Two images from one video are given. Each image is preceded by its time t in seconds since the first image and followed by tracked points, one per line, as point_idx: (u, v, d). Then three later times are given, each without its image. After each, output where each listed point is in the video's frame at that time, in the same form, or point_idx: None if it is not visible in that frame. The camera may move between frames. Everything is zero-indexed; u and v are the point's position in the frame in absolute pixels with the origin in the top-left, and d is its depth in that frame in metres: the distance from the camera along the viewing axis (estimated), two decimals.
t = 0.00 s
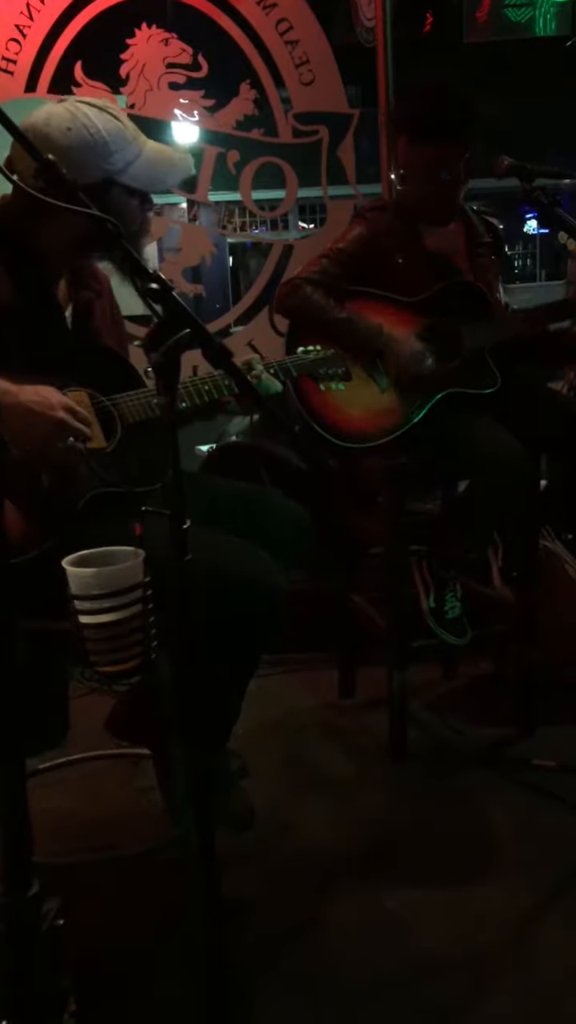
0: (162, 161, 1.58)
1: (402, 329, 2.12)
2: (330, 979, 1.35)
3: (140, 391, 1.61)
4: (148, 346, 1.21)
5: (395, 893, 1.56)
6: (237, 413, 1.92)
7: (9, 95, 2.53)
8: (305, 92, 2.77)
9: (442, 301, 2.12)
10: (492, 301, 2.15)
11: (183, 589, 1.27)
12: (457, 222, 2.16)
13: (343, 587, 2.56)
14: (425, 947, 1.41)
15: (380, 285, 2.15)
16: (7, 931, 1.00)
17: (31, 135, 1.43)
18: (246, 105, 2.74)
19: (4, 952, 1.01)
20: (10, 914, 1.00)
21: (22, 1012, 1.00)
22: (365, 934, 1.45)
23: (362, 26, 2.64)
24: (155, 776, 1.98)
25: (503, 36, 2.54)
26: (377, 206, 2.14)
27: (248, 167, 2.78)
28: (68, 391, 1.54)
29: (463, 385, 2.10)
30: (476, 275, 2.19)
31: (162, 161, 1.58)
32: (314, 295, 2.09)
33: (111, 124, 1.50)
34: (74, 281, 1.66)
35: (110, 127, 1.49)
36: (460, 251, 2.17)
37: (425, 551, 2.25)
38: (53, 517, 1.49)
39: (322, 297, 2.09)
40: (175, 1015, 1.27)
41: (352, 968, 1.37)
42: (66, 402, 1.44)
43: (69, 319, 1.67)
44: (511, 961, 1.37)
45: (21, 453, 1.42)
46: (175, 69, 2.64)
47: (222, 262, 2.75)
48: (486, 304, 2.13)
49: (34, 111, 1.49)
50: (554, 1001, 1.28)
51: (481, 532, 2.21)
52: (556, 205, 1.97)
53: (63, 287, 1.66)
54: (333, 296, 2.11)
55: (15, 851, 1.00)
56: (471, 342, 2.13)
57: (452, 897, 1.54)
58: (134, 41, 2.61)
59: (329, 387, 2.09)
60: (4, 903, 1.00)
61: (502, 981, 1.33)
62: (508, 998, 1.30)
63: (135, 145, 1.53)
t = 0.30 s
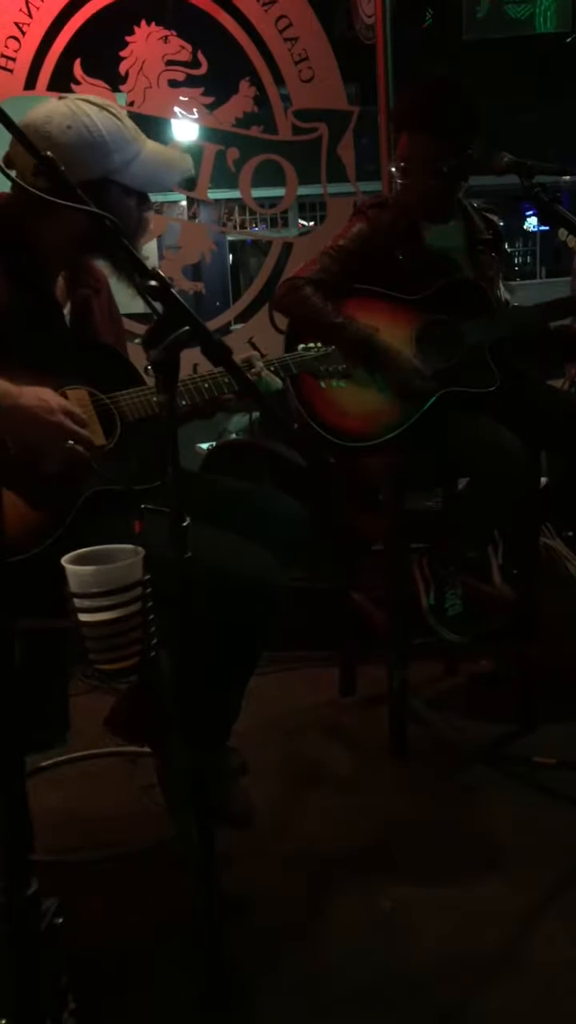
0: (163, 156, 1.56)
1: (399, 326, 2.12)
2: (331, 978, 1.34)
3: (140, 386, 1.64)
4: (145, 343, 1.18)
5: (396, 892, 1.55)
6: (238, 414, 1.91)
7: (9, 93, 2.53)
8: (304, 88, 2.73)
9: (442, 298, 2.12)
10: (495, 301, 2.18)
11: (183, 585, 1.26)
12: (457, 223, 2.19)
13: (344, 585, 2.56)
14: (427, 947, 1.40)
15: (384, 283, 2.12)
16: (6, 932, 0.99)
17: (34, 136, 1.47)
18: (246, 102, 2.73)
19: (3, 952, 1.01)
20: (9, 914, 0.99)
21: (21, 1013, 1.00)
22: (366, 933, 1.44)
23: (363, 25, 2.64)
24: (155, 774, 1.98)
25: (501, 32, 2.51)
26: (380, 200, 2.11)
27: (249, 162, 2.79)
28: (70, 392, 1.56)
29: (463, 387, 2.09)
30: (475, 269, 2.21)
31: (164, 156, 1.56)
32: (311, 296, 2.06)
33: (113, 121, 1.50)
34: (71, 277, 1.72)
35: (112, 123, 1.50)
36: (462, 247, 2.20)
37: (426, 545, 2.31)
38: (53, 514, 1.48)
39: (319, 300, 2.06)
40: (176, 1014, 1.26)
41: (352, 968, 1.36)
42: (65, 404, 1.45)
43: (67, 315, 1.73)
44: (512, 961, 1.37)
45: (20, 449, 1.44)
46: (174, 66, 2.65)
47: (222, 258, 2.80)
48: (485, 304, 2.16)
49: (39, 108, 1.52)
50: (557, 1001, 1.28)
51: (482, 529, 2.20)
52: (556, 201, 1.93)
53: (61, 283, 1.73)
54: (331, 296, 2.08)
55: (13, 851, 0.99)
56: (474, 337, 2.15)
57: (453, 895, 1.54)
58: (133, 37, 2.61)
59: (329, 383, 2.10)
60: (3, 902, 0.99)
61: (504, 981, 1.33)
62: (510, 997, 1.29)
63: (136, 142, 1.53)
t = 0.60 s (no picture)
0: (167, 163, 1.55)
1: (403, 323, 2.11)
2: (330, 979, 1.34)
3: (141, 385, 1.61)
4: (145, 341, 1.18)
5: (396, 891, 1.55)
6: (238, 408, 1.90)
7: (9, 91, 2.55)
8: (303, 87, 2.71)
9: (443, 293, 2.12)
10: (496, 298, 2.18)
11: (182, 584, 1.26)
12: (458, 219, 2.18)
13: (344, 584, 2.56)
14: (427, 947, 1.40)
15: (384, 283, 2.12)
16: (4, 932, 0.99)
17: (36, 138, 1.45)
18: (245, 100, 2.73)
19: (1, 952, 1.00)
20: (7, 913, 0.99)
21: (19, 1013, 1.00)
22: (365, 933, 1.44)
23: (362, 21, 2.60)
24: (155, 773, 1.98)
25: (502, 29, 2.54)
26: (379, 198, 2.12)
27: (248, 161, 2.78)
28: (69, 391, 1.55)
29: (463, 386, 2.09)
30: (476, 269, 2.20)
31: (168, 164, 1.55)
32: (312, 291, 2.08)
33: (116, 125, 1.49)
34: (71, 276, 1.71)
35: (115, 128, 1.49)
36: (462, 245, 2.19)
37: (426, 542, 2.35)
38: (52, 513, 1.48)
39: (321, 295, 2.08)
40: (175, 1013, 1.26)
41: (353, 968, 1.36)
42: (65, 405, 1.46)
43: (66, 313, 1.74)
44: (512, 961, 1.36)
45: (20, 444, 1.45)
46: (173, 63, 2.64)
47: (222, 257, 2.82)
48: (487, 301, 2.15)
49: (40, 109, 1.50)
50: (558, 1001, 1.27)
51: (482, 527, 2.20)
52: (556, 199, 1.92)
53: (61, 281, 1.73)
54: (332, 291, 2.10)
55: (11, 851, 0.99)
56: (473, 335, 2.12)
57: (454, 895, 1.53)
58: (132, 35, 2.61)
59: (331, 382, 2.08)
60: (1, 902, 0.99)
61: (504, 981, 1.32)
62: (511, 997, 1.29)
63: (140, 148, 1.52)
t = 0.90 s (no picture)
0: (164, 156, 1.56)
1: (400, 318, 2.12)
2: (330, 977, 1.34)
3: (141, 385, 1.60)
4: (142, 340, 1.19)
5: (396, 887, 1.55)
6: (238, 409, 1.90)
7: (7, 90, 2.55)
8: (302, 84, 2.71)
9: (441, 289, 2.13)
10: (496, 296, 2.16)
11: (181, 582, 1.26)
12: (457, 213, 2.17)
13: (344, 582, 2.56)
14: (427, 943, 1.41)
15: (382, 276, 2.14)
16: (2, 929, 0.99)
17: (33, 137, 1.44)
18: (243, 98, 2.73)
19: None
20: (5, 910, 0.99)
21: (18, 1009, 1.01)
22: (364, 930, 1.44)
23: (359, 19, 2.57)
24: (155, 771, 1.98)
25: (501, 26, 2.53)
26: (378, 194, 2.11)
27: (246, 159, 2.78)
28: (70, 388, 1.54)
29: (461, 384, 2.13)
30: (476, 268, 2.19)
31: (164, 156, 1.57)
32: (311, 283, 2.09)
33: (112, 121, 1.49)
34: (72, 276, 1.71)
35: (111, 124, 1.48)
36: (462, 242, 2.19)
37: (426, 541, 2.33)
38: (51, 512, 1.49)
39: (319, 284, 2.08)
40: (175, 1009, 1.27)
41: (353, 966, 1.36)
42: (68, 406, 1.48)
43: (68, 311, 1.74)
44: (511, 957, 1.37)
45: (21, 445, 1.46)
46: (171, 62, 2.65)
47: (221, 255, 2.79)
48: (487, 299, 2.14)
49: (35, 108, 1.49)
50: (557, 998, 1.27)
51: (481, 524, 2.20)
52: (554, 196, 1.93)
53: (61, 281, 1.72)
54: (331, 286, 2.10)
55: (9, 850, 0.99)
56: (471, 334, 2.13)
57: (453, 891, 1.54)
58: (130, 34, 2.62)
59: (333, 382, 2.08)
60: None
61: (503, 977, 1.33)
62: (510, 995, 1.29)
63: (137, 142, 1.52)
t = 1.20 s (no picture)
0: (178, 187, 1.56)
1: (399, 316, 2.14)
2: (329, 975, 1.34)
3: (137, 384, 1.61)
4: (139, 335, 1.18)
5: (395, 884, 1.55)
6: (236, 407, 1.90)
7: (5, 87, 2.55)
8: (300, 81, 2.71)
9: (439, 286, 2.14)
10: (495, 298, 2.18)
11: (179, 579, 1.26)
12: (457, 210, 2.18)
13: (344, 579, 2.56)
14: (427, 940, 1.40)
15: (381, 274, 2.13)
16: None
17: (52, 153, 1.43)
18: (242, 94, 2.73)
19: None
20: (3, 907, 0.99)
21: (16, 1008, 1.00)
22: (364, 927, 1.44)
23: (357, 18, 2.59)
24: (154, 768, 1.98)
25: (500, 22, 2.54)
26: (377, 191, 2.08)
27: (245, 154, 2.78)
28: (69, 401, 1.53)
29: (461, 378, 2.12)
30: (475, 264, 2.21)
31: (178, 189, 1.56)
32: (310, 291, 2.06)
33: (133, 145, 1.48)
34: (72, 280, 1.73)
35: (131, 148, 1.47)
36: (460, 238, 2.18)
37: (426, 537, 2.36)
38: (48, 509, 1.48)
39: (318, 293, 2.06)
40: (174, 1007, 1.27)
41: (352, 963, 1.36)
42: (46, 443, 1.40)
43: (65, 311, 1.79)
44: (511, 955, 1.37)
45: None
46: (170, 58, 2.64)
47: (220, 252, 2.82)
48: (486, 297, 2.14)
49: (57, 122, 1.49)
50: (558, 997, 1.27)
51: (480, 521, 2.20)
52: (553, 193, 1.93)
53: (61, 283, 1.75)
54: (328, 293, 2.08)
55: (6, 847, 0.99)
56: (470, 331, 2.15)
57: (453, 888, 1.54)
58: (128, 29, 2.61)
59: (327, 380, 2.10)
60: None
61: (503, 975, 1.32)
62: (509, 993, 1.29)
63: (154, 169, 1.51)
